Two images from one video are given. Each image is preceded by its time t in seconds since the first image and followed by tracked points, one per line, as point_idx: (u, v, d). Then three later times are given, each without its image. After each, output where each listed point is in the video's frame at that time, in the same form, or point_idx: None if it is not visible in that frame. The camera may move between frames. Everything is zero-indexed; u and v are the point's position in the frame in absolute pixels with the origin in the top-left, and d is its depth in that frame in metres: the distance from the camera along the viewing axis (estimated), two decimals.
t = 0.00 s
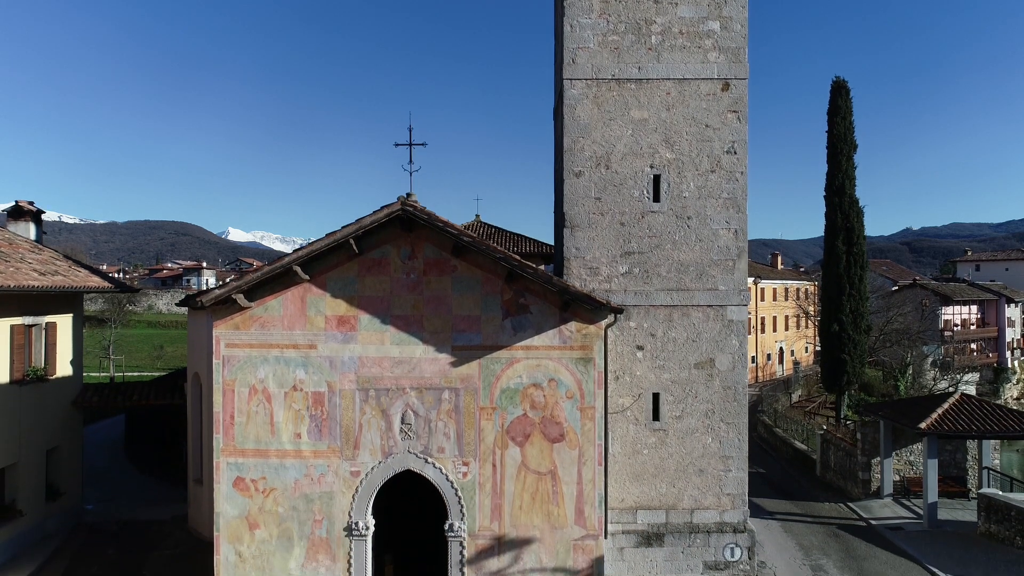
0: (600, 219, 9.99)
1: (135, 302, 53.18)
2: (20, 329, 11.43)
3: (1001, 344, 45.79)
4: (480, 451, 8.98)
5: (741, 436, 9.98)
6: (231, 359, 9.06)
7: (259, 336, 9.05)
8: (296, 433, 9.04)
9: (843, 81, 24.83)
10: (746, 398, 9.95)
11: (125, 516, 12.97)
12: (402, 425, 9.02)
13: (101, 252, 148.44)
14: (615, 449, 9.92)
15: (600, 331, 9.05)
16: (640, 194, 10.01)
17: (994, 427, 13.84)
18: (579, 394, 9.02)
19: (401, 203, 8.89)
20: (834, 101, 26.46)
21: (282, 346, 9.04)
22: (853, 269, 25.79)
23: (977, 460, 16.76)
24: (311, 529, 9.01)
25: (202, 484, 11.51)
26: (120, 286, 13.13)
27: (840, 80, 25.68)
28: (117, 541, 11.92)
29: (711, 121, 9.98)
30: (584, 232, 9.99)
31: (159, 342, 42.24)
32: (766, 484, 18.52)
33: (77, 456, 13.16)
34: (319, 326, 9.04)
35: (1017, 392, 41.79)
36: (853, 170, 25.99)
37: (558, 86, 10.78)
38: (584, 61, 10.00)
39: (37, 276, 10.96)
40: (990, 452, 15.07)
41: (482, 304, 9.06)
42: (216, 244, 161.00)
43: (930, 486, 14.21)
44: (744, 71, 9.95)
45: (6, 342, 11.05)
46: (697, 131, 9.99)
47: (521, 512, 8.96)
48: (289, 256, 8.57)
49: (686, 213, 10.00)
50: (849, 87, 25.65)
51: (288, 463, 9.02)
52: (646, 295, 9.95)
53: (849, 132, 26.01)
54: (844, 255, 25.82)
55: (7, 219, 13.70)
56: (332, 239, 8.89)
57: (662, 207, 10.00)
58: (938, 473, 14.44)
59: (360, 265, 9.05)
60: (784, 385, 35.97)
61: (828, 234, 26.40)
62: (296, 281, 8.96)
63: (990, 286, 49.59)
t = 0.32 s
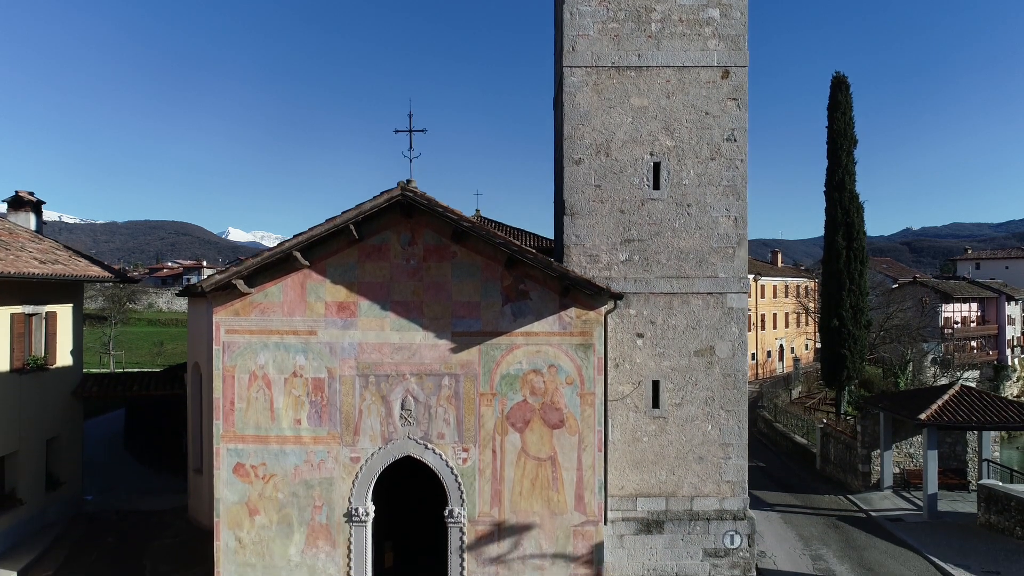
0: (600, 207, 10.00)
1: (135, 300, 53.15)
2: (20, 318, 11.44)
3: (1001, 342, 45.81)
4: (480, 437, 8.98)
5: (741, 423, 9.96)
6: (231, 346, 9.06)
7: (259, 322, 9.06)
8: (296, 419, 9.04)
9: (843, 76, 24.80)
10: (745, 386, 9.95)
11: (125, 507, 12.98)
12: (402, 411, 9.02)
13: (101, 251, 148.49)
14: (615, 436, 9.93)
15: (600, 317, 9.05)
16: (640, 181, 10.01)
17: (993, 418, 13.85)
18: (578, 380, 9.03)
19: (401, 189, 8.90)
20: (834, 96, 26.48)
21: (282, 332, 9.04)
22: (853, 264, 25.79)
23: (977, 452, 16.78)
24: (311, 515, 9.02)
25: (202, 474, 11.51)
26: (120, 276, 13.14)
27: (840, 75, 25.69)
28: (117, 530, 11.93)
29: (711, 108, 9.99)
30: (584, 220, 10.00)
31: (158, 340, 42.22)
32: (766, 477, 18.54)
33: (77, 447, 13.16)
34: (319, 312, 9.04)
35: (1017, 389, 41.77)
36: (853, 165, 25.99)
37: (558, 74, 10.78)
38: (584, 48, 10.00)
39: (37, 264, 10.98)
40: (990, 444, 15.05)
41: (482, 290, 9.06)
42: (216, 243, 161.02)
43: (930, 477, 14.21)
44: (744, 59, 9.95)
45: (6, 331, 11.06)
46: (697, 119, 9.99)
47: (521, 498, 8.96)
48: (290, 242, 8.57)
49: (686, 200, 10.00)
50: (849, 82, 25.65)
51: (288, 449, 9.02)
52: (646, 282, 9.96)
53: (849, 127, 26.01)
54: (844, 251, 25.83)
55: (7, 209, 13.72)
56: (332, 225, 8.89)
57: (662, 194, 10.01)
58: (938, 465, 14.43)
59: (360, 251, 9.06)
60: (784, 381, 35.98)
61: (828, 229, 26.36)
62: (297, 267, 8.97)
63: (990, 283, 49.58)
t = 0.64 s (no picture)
0: (600, 194, 10.00)
1: (135, 298, 53.15)
2: (20, 307, 11.46)
3: (1001, 339, 45.81)
4: (480, 423, 8.99)
5: (741, 411, 9.95)
6: (232, 332, 9.06)
7: (259, 309, 9.06)
8: (296, 405, 9.04)
9: (843, 72, 24.79)
10: (745, 373, 9.96)
11: (124, 497, 12.98)
12: (402, 397, 9.02)
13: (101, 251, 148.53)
14: (615, 424, 9.93)
15: (600, 303, 9.06)
16: (640, 169, 10.02)
17: (992, 410, 13.85)
18: (578, 366, 9.03)
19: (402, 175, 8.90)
20: (834, 92, 26.49)
21: (283, 318, 9.05)
22: (853, 260, 25.77)
23: (977, 445, 16.77)
24: (311, 501, 9.02)
25: (202, 464, 11.52)
26: (119, 266, 13.14)
27: (840, 71, 25.69)
28: (116, 520, 11.93)
29: (710, 96, 9.99)
30: (584, 208, 10.00)
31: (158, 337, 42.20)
32: (766, 470, 18.54)
33: (77, 437, 13.16)
34: (319, 298, 9.04)
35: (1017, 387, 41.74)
36: (853, 160, 25.99)
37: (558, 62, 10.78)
38: (584, 36, 10.01)
39: (37, 252, 10.98)
40: (990, 436, 15.03)
41: (482, 276, 9.06)
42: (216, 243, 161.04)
43: (930, 469, 14.20)
44: (744, 47, 9.95)
45: (6, 319, 11.08)
46: (697, 106, 9.99)
47: (521, 484, 8.96)
48: (290, 227, 8.56)
49: (686, 188, 10.00)
50: (849, 78, 25.65)
51: (288, 435, 9.02)
52: (646, 270, 9.95)
53: (849, 123, 26.03)
54: (844, 246, 25.81)
55: (7, 200, 13.74)
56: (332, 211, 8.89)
57: (662, 182, 10.01)
58: (938, 457, 14.42)
59: (360, 238, 9.07)
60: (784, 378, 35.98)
61: (828, 225, 26.37)
62: (297, 253, 8.97)
63: (990, 281, 49.51)
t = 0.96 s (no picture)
0: (600, 181, 10.00)
1: (135, 296, 53.11)
2: (20, 296, 11.46)
3: (1001, 337, 45.83)
4: (480, 409, 8.99)
5: (741, 399, 9.96)
6: (232, 318, 9.06)
7: (259, 295, 9.06)
8: (296, 392, 9.05)
9: (843, 67, 24.78)
10: (745, 361, 9.96)
11: (124, 488, 12.98)
12: (402, 383, 9.02)
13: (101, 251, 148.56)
14: (615, 411, 9.93)
15: (600, 290, 9.06)
16: (640, 157, 10.02)
17: (992, 401, 13.85)
18: (579, 353, 9.03)
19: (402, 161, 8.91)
20: (834, 87, 26.47)
21: (283, 305, 9.05)
22: (853, 255, 25.78)
23: (977, 437, 16.76)
24: (311, 488, 9.02)
25: (202, 454, 11.53)
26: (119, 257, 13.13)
27: (840, 66, 25.68)
28: (116, 509, 11.92)
29: (710, 84, 9.99)
30: (584, 196, 10.00)
31: (158, 335, 42.18)
32: (766, 463, 18.56)
33: (77, 428, 13.15)
34: (319, 285, 9.05)
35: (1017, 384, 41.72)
36: (853, 156, 25.98)
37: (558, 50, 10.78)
38: (584, 24, 10.02)
39: (36, 240, 10.99)
40: (991, 428, 15.01)
41: (482, 263, 9.07)
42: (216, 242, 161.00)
43: (930, 460, 14.20)
44: (744, 35, 9.95)
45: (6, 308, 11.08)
46: (697, 94, 9.99)
47: (521, 470, 8.97)
48: (290, 213, 8.56)
49: (686, 175, 10.01)
50: (849, 73, 25.62)
51: (288, 422, 9.03)
52: (646, 258, 9.96)
53: (849, 118, 26.02)
54: (844, 242, 25.82)
55: (7, 190, 13.75)
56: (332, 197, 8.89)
57: (662, 170, 10.02)
58: (938, 448, 14.43)
59: (360, 224, 9.08)
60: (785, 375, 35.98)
61: (828, 220, 26.39)
62: (297, 240, 8.97)
63: (990, 279, 49.47)
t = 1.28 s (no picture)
0: (600, 169, 10.00)
1: (135, 294, 53.10)
2: (20, 285, 11.46)
3: (1001, 335, 45.78)
4: (480, 396, 8.99)
5: (741, 387, 9.95)
6: (232, 305, 9.07)
7: (260, 282, 9.06)
8: (296, 379, 9.05)
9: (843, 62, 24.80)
10: (745, 349, 9.96)
11: (125, 479, 12.99)
12: (402, 370, 9.02)
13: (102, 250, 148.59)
14: (615, 399, 9.94)
15: (600, 277, 9.06)
16: (641, 145, 10.02)
17: (992, 392, 13.85)
18: (579, 340, 9.03)
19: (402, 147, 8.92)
20: (834, 82, 26.47)
21: (283, 291, 9.05)
22: (853, 251, 25.77)
23: (977, 430, 16.76)
24: (311, 474, 9.02)
25: (203, 444, 11.56)
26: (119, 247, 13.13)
27: (841, 61, 25.67)
28: (116, 499, 11.92)
29: (711, 72, 9.99)
30: (584, 184, 10.01)
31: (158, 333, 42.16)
32: (766, 457, 18.57)
33: (77, 418, 13.15)
34: (319, 271, 9.05)
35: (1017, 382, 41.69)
36: (853, 151, 25.98)
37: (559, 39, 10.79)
38: (585, 12, 10.02)
39: (37, 229, 10.99)
40: (991, 420, 15.00)
41: (482, 249, 9.08)
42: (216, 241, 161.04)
43: (930, 452, 14.20)
44: (744, 23, 9.95)
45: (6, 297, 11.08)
46: (697, 82, 9.99)
47: (521, 457, 8.97)
48: (291, 199, 8.56)
49: (686, 163, 10.01)
50: (849, 69, 25.62)
51: (288, 409, 9.03)
52: (646, 246, 9.96)
53: (849, 114, 26.02)
54: (844, 237, 25.79)
55: (8, 181, 13.76)
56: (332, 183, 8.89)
57: (662, 157, 10.02)
58: (938, 440, 14.42)
59: (360, 211, 9.08)
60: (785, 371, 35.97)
61: (828, 216, 26.38)
62: (297, 226, 8.98)
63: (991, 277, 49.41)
